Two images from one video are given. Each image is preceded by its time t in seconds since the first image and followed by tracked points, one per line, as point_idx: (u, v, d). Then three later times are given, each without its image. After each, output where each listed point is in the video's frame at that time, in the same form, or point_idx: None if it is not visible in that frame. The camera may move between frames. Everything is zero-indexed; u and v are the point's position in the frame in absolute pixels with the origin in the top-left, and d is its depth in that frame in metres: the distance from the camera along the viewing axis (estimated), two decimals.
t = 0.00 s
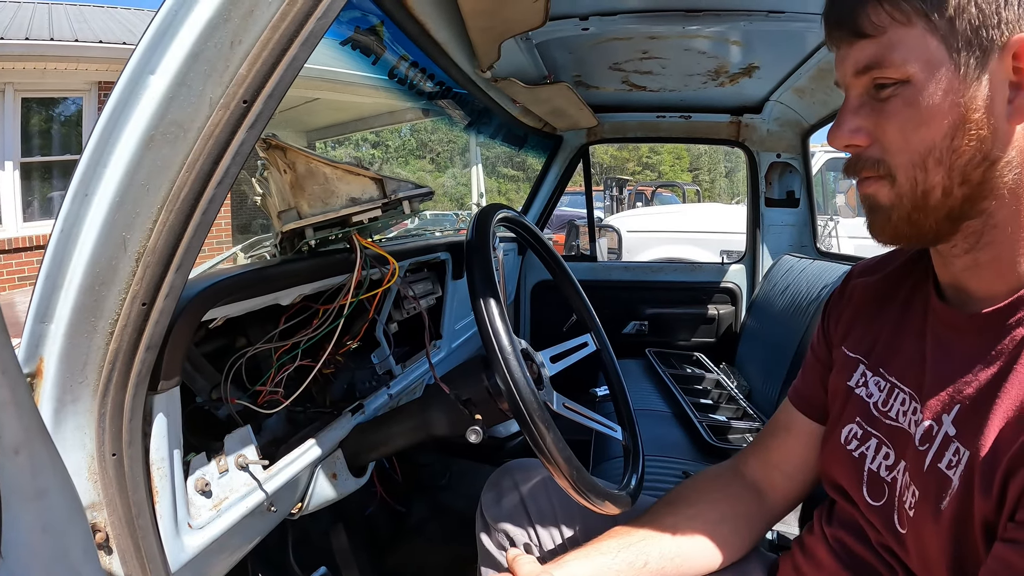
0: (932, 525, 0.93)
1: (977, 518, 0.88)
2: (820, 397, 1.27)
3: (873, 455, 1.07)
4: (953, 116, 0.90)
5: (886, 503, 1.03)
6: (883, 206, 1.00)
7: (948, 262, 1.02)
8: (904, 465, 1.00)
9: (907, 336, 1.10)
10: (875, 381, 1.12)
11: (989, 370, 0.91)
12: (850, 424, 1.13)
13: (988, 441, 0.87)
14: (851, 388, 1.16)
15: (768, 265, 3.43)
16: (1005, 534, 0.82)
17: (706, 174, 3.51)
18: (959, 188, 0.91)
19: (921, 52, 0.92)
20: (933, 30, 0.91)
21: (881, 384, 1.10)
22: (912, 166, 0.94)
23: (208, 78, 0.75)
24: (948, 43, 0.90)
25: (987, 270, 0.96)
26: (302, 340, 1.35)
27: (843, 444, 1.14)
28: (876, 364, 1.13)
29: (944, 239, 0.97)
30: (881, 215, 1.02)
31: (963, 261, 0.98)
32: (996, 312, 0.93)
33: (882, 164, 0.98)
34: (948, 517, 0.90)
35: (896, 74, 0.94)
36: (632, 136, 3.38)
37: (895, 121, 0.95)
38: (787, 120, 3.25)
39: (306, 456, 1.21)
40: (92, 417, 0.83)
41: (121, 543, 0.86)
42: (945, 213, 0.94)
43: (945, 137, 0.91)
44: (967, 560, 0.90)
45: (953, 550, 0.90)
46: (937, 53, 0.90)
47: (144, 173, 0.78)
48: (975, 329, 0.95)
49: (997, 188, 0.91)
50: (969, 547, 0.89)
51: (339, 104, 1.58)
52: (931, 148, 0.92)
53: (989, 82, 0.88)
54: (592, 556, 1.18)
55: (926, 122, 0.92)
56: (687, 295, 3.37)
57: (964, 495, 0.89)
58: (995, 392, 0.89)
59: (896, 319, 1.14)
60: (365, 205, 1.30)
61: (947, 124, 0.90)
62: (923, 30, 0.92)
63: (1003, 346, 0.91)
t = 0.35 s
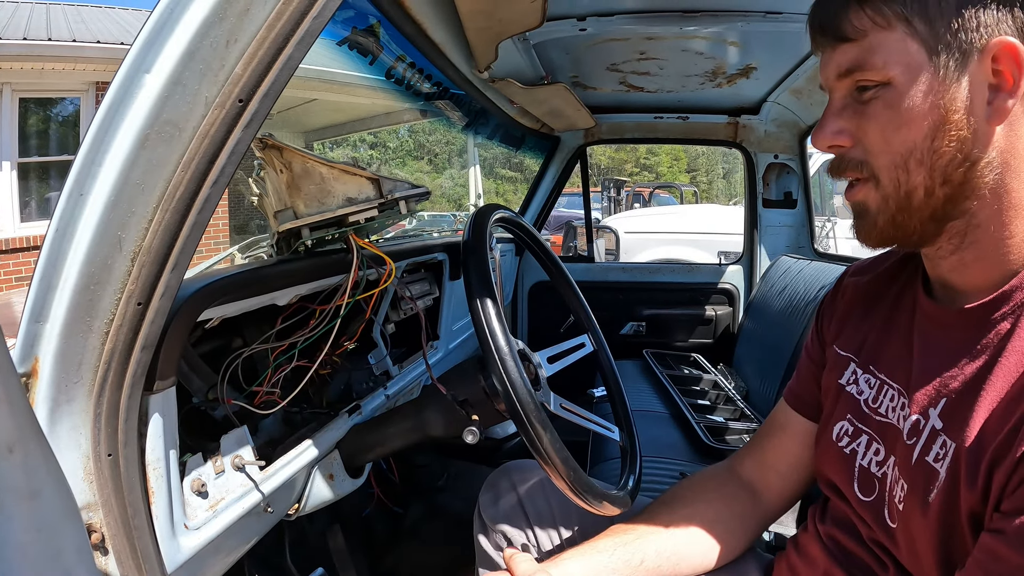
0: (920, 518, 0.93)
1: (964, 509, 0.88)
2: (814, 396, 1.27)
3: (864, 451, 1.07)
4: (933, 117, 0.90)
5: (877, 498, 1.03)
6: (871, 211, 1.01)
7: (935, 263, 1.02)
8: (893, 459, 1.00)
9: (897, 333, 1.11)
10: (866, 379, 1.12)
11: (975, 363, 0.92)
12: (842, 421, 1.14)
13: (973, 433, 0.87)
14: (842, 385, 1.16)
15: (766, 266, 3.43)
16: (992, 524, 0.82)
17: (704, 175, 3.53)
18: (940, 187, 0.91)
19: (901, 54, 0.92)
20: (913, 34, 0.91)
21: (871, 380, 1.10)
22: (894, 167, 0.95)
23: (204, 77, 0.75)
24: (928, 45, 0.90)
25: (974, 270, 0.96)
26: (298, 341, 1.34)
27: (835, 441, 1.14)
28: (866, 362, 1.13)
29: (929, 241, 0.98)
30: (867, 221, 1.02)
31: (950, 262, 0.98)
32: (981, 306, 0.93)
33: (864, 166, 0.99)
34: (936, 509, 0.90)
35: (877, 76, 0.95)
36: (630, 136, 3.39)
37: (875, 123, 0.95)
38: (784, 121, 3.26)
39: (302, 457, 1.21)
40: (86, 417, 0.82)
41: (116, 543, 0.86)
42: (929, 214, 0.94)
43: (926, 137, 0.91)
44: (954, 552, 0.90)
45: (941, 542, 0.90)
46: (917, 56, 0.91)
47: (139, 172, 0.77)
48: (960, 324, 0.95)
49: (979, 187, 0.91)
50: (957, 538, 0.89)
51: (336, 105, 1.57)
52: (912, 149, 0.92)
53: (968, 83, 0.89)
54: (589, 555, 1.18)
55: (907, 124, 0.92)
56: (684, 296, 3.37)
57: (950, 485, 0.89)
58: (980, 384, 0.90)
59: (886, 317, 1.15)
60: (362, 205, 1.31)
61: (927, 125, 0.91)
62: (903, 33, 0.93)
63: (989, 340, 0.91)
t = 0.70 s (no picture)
0: (923, 517, 0.94)
1: (968, 509, 0.89)
2: (813, 395, 1.29)
3: (864, 450, 1.08)
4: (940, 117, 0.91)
5: (877, 497, 1.04)
6: (880, 212, 1.02)
7: (940, 261, 1.03)
8: (894, 459, 1.01)
9: (897, 332, 1.12)
10: (866, 377, 1.13)
11: (979, 362, 0.93)
12: (841, 420, 1.15)
13: (979, 434, 0.88)
14: (841, 384, 1.18)
15: (764, 267, 3.44)
16: (997, 525, 0.83)
17: (701, 176, 3.53)
18: (948, 188, 0.92)
19: (911, 52, 0.93)
20: (924, 33, 0.92)
21: (871, 379, 1.11)
22: (903, 166, 0.96)
23: (214, 81, 0.76)
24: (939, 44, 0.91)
25: (978, 267, 0.97)
26: (301, 341, 1.35)
27: (835, 439, 1.15)
28: (866, 361, 1.14)
29: (934, 240, 0.99)
30: (876, 222, 1.03)
31: (955, 258, 0.99)
32: (985, 306, 0.94)
33: (873, 164, 1.00)
34: (939, 509, 0.91)
35: (887, 74, 0.96)
36: (629, 138, 3.39)
37: (885, 121, 0.97)
38: (783, 123, 3.27)
39: (305, 457, 1.22)
40: (94, 417, 0.83)
41: (123, 543, 0.87)
42: (935, 214, 0.95)
43: (935, 136, 0.92)
44: (958, 552, 0.91)
45: (943, 541, 0.91)
46: (928, 55, 0.92)
47: (148, 174, 0.78)
48: (965, 324, 0.96)
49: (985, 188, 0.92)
50: (959, 537, 0.91)
51: (335, 106, 1.58)
52: (921, 148, 0.93)
53: (978, 84, 0.89)
54: (590, 556, 1.19)
55: (915, 122, 0.93)
56: (683, 297, 3.39)
57: (954, 486, 0.90)
58: (984, 384, 0.91)
59: (886, 316, 1.16)
60: (367, 207, 1.33)
61: (936, 124, 0.92)
62: (914, 32, 0.93)
63: (993, 339, 0.92)
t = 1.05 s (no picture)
0: (919, 518, 0.95)
1: (964, 511, 0.90)
2: (809, 397, 1.30)
3: (860, 451, 1.10)
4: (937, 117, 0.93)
5: (874, 499, 1.05)
6: (880, 217, 1.03)
7: (936, 264, 1.04)
8: (890, 460, 1.02)
9: (892, 335, 1.13)
10: (861, 379, 1.14)
11: (973, 364, 0.94)
12: (837, 422, 1.16)
13: (973, 436, 0.90)
14: (837, 386, 1.19)
15: (762, 268, 3.46)
16: (991, 525, 0.84)
17: (700, 176, 3.55)
18: (951, 195, 0.94)
19: (915, 59, 0.94)
20: (928, 39, 0.93)
21: (867, 381, 1.13)
22: (907, 175, 0.96)
23: (216, 86, 0.77)
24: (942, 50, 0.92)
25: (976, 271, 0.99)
26: (301, 342, 1.36)
27: (831, 441, 1.16)
28: (861, 363, 1.16)
29: (935, 244, 1.00)
30: (876, 226, 1.04)
31: (952, 262, 1.01)
32: (980, 308, 0.96)
33: (875, 173, 1.00)
34: (935, 510, 0.93)
35: (890, 83, 0.97)
36: (626, 140, 3.41)
37: (889, 129, 0.97)
38: (780, 124, 3.29)
39: (306, 458, 1.23)
40: (98, 418, 0.84)
41: (126, 543, 0.87)
42: (938, 220, 0.96)
43: (941, 144, 0.93)
44: (953, 551, 0.92)
45: (940, 542, 0.93)
46: (931, 61, 0.93)
47: (152, 178, 0.79)
48: (960, 327, 0.98)
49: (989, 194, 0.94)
50: (955, 538, 0.92)
51: (333, 107, 1.60)
52: (926, 156, 0.94)
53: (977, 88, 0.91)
54: (589, 554, 1.20)
55: (919, 130, 0.94)
56: (681, 298, 3.40)
57: (950, 487, 0.91)
58: (978, 386, 0.92)
59: (880, 319, 1.17)
60: (367, 210, 1.35)
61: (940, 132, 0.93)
62: (918, 38, 0.94)
63: (987, 341, 0.93)
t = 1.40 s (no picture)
0: (919, 514, 0.94)
1: (962, 506, 0.90)
2: (808, 395, 1.29)
3: (859, 448, 1.09)
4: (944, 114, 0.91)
5: (873, 496, 1.05)
6: (896, 212, 0.99)
7: (937, 262, 1.04)
8: (889, 457, 1.02)
9: (890, 331, 1.13)
10: (859, 377, 1.14)
11: (971, 360, 0.94)
12: (837, 420, 1.15)
13: (970, 431, 0.89)
14: (835, 384, 1.18)
15: (761, 268, 3.45)
16: (989, 519, 0.84)
17: (699, 177, 3.54)
18: (972, 190, 0.92)
19: (929, 49, 0.92)
20: (944, 30, 0.91)
21: (865, 379, 1.12)
22: (932, 167, 0.93)
23: (219, 80, 0.77)
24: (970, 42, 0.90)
25: (982, 270, 0.98)
26: (301, 340, 1.35)
27: (830, 439, 1.16)
28: (859, 360, 1.15)
29: (942, 241, 0.99)
30: (892, 221, 1.00)
31: (955, 262, 1.00)
32: (979, 305, 0.95)
33: (897, 163, 0.96)
34: (934, 506, 0.92)
35: (902, 71, 0.95)
36: (626, 139, 3.40)
37: (912, 118, 0.94)
38: (780, 124, 3.28)
39: (306, 456, 1.22)
40: (98, 415, 0.84)
41: (125, 542, 0.87)
42: (957, 215, 0.95)
43: (967, 138, 0.91)
44: (952, 544, 0.92)
45: (939, 538, 0.92)
46: (962, 50, 0.90)
47: (154, 172, 0.79)
48: (959, 323, 0.97)
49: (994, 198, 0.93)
50: (954, 533, 0.91)
51: (333, 107, 1.59)
52: (953, 148, 0.91)
53: (989, 79, 0.90)
54: (590, 548, 1.19)
55: (946, 124, 0.91)
56: (680, 298, 3.40)
57: (948, 484, 0.90)
58: (975, 381, 0.92)
59: (878, 317, 1.17)
60: (369, 206, 1.34)
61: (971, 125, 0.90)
62: (948, 27, 0.91)
63: (985, 337, 0.93)
